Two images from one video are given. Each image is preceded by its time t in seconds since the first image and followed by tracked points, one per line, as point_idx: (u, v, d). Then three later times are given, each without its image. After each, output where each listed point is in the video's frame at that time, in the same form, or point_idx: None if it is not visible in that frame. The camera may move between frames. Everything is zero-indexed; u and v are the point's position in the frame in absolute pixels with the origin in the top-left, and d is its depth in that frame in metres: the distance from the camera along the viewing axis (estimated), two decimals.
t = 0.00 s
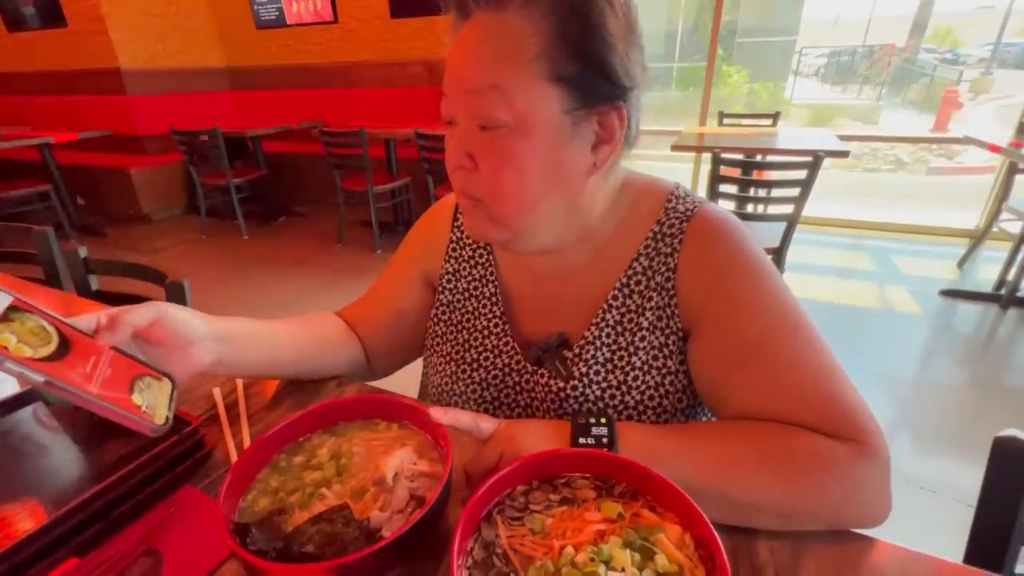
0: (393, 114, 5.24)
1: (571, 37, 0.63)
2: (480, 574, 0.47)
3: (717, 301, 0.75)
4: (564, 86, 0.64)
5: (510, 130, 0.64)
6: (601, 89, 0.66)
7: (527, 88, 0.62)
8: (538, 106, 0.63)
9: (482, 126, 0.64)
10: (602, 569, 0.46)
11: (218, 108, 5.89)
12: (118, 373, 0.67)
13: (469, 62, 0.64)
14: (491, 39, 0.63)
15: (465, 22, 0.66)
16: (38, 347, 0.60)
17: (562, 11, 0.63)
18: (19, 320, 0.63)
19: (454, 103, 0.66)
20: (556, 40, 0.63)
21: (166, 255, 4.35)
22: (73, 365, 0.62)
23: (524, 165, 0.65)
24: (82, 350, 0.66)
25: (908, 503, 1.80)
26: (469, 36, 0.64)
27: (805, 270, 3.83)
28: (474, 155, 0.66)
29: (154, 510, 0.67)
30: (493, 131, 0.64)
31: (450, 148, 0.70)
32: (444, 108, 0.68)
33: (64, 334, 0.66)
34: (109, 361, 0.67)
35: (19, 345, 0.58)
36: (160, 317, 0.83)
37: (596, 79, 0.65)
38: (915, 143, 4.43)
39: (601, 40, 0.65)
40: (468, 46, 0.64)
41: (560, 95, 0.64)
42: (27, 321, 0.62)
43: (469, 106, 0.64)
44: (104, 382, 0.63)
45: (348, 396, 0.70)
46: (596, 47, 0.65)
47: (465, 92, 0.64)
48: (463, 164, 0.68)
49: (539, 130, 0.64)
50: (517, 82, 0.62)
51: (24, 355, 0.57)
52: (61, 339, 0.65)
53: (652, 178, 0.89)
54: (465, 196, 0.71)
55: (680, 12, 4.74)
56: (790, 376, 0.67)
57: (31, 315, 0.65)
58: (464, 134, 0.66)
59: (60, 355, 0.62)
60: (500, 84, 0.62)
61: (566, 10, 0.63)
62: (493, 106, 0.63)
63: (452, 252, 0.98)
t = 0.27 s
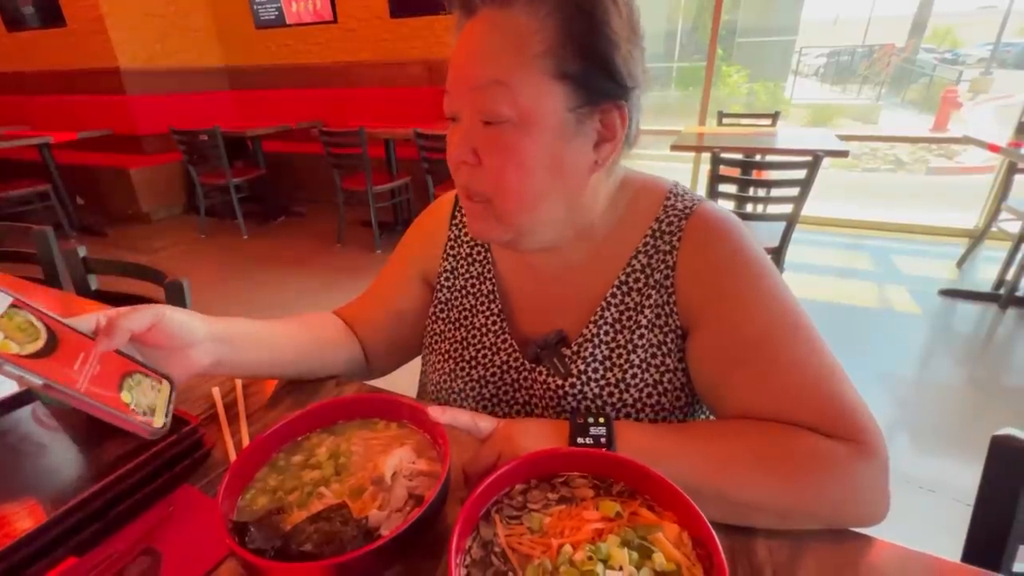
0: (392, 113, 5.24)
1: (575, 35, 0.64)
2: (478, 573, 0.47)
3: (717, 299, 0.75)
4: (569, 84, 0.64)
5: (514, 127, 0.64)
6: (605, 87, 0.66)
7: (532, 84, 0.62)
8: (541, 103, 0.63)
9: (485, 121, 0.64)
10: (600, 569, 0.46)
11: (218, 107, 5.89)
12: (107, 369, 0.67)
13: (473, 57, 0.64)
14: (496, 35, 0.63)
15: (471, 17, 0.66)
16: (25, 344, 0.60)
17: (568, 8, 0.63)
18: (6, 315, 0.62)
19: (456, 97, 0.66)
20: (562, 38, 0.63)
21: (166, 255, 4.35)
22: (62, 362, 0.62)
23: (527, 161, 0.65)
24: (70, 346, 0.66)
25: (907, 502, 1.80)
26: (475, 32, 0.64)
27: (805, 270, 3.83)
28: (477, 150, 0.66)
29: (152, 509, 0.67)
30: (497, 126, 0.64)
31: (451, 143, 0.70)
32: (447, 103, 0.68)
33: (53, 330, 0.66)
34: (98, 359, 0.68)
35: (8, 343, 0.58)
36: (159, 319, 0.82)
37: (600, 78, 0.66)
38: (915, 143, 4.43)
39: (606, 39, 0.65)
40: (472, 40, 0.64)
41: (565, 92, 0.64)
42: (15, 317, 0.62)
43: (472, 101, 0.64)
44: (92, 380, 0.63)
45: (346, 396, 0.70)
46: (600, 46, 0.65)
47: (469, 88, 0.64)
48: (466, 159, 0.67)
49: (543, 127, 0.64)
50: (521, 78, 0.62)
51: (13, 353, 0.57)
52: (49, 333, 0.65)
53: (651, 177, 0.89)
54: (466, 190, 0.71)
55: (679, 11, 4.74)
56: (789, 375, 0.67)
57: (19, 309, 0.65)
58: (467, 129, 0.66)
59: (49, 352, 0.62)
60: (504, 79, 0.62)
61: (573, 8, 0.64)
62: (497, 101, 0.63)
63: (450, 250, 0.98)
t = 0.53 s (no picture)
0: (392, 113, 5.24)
1: (598, 28, 0.65)
2: (479, 572, 0.47)
3: (716, 299, 0.75)
4: (591, 76, 0.64)
5: (549, 117, 0.63)
6: (620, 82, 0.68)
7: (562, 75, 0.62)
8: (574, 94, 0.63)
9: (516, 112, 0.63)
10: (600, 568, 0.46)
11: (217, 107, 5.88)
12: (107, 367, 0.67)
13: (503, 46, 0.62)
14: (527, 24, 0.62)
15: (483, 11, 0.65)
16: (26, 340, 0.61)
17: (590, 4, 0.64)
18: (6, 312, 0.63)
19: (482, 87, 0.64)
20: (585, 31, 0.64)
21: (165, 255, 4.35)
22: (63, 359, 0.63)
23: (562, 151, 0.64)
24: (70, 343, 0.67)
25: (907, 502, 1.80)
26: (494, 24, 0.63)
27: (804, 270, 3.83)
28: (507, 142, 0.64)
29: (152, 509, 0.67)
30: (527, 116, 0.63)
31: (470, 136, 0.66)
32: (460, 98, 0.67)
33: (52, 327, 0.66)
34: (98, 356, 0.68)
35: (9, 339, 0.59)
36: (159, 317, 0.82)
37: (617, 73, 0.67)
38: (914, 143, 4.44)
39: (622, 35, 0.67)
40: (496, 31, 0.63)
41: (590, 84, 0.64)
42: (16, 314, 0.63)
43: (503, 89, 0.63)
44: (93, 377, 0.63)
45: (346, 396, 0.71)
46: (614, 42, 0.66)
47: (498, 78, 0.63)
48: (493, 154, 0.64)
49: (575, 118, 0.64)
50: (557, 68, 0.62)
51: (14, 348, 0.58)
52: (49, 330, 0.65)
53: (650, 177, 0.89)
54: (486, 186, 0.67)
55: (679, 11, 4.74)
56: (789, 375, 0.67)
57: (19, 308, 0.65)
58: (491, 122, 0.64)
59: (49, 348, 0.63)
60: (541, 69, 0.62)
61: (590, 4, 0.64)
62: (531, 90, 0.62)
63: (450, 250, 0.98)
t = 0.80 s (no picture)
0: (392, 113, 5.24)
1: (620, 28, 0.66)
2: (478, 572, 0.47)
3: (715, 300, 0.75)
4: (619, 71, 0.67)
5: (600, 113, 0.64)
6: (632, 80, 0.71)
7: (600, 73, 0.64)
8: (614, 91, 0.65)
9: (570, 110, 0.63)
10: (600, 567, 0.46)
11: (217, 107, 5.88)
12: (107, 368, 0.67)
13: (548, 48, 0.61)
14: (564, 26, 0.62)
15: (497, 15, 0.63)
16: (24, 344, 0.61)
17: (609, 6, 0.65)
18: (3, 314, 0.63)
19: (527, 90, 0.62)
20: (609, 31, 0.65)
21: (165, 255, 4.35)
22: (61, 362, 0.63)
23: (613, 145, 0.66)
24: (69, 345, 0.67)
25: (906, 501, 1.81)
26: (530, 23, 0.62)
27: (804, 269, 3.84)
28: (565, 144, 0.63)
29: (152, 509, 0.67)
30: (582, 115, 0.63)
31: (526, 141, 0.63)
32: (492, 102, 0.65)
33: (51, 328, 0.66)
34: (98, 357, 0.68)
35: (5, 343, 0.59)
36: (159, 315, 0.82)
37: (632, 69, 0.70)
38: (913, 143, 4.44)
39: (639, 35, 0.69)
40: (530, 33, 0.62)
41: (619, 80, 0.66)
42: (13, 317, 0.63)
43: (556, 89, 0.62)
44: (91, 380, 0.63)
45: (345, 396, 0.71)
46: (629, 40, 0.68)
47: (547, 77, 0.62)
48: (553, 160, 0.63)
49: (618, 114, 0.66)
50: (600, 65, 0.64)
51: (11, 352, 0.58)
52: (48, 333, 0.65)
53: (646, 178, 0.89)
54: (536, 193, 0.65)
55: (679, 11, 4.75)
56: (788, 375, 0.67)
57: (17, 310, 0.65)
58: (543, 125, 0.63)
59: (47, 351, 0.63)
60: (591, 67, 0.63)
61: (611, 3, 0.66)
62: (586, 87, 0.63)
63: (450, 251, 0.98)
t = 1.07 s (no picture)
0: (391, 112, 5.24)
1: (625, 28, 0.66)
2: (479, 570, 0.47)
3: (716, 300, 0.75)
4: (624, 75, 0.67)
5: (604, 117, 0.64)
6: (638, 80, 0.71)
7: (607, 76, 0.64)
8: (619, 94, 0.65)
9: (575, 114, 0.63)
10: (600, 566, 0.46)
11: (216, 106, 5.88)
12: (105, 371, 0.68)
13: (553, 51, 0.61)
14: (572, 28, 0.62)
15: (501, 17, 0.63)
16: (22, 348, 0.61)
17: (614, 9, 0.65)
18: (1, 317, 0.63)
19: (531, 95, 0.62)
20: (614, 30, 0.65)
21: (164, 254, 4.34)
22: (60, 365, 0.63)
23: (617, 149, 0.66)
24: (68, 348, 0.67)
25: (904, 500, 1.81)
26: (535, 27, 0.62)
27: (803, 269, 3.84)
28: (570, 149, 0.63)
29: (152, 508, 0.67)
30: (588, 119, 0.63)
31: (527, 143, 0.64)
32: (497, 106, 0.65)
33: (49, 331, 0.66)
34: (96, 361, 0.68)
35: (3, 347, 0.59)
36: (158, 317, 0.83)
37: (635, 70, 0.70)
38: (913, 142, 4.44)
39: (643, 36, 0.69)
40: (536, 37, 0.61)
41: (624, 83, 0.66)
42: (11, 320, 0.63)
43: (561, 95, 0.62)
44: (90, 384, 0.63)
45: (345, 395, 0.71)
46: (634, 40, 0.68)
47: (552, 82, 0.62)
48: (558, 166, 0.63)
49: (622, 116, 0.66)
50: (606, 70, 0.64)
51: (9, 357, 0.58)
52: (46, 336, 0.65)
53: (647, 178, 0.89)
54: (544, 199, 0.65)
55: (678, 10, 4.74)
56: (789, 375, 0.67)
57: (16, 312, 0.65)
58: (549, 129, 0.63)
59: (46, 355, 0.63)
60: (593, 71, 0.63)
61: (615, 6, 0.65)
62: (592, 92, 0.63)
63: (450, 250, 0.98)
